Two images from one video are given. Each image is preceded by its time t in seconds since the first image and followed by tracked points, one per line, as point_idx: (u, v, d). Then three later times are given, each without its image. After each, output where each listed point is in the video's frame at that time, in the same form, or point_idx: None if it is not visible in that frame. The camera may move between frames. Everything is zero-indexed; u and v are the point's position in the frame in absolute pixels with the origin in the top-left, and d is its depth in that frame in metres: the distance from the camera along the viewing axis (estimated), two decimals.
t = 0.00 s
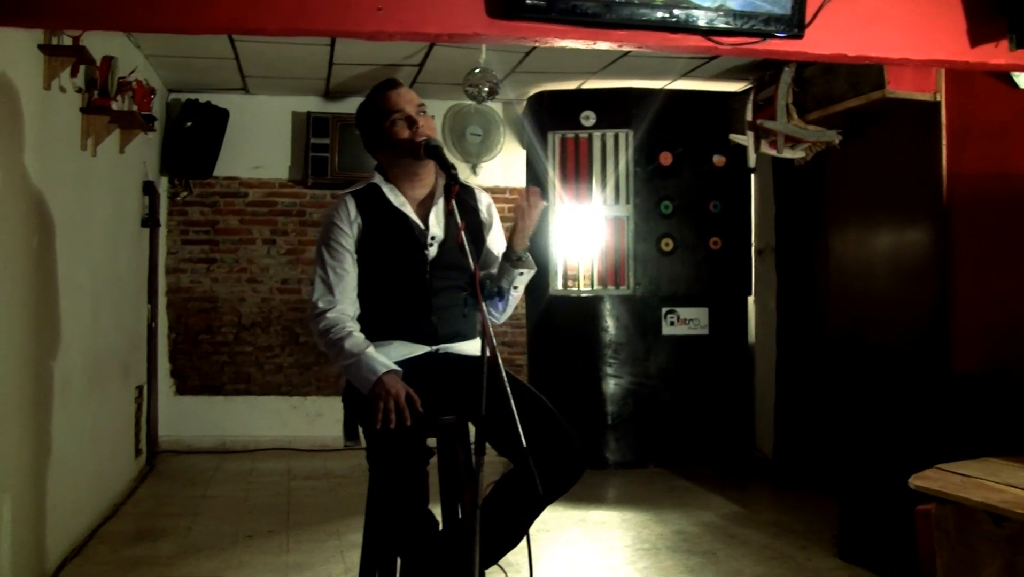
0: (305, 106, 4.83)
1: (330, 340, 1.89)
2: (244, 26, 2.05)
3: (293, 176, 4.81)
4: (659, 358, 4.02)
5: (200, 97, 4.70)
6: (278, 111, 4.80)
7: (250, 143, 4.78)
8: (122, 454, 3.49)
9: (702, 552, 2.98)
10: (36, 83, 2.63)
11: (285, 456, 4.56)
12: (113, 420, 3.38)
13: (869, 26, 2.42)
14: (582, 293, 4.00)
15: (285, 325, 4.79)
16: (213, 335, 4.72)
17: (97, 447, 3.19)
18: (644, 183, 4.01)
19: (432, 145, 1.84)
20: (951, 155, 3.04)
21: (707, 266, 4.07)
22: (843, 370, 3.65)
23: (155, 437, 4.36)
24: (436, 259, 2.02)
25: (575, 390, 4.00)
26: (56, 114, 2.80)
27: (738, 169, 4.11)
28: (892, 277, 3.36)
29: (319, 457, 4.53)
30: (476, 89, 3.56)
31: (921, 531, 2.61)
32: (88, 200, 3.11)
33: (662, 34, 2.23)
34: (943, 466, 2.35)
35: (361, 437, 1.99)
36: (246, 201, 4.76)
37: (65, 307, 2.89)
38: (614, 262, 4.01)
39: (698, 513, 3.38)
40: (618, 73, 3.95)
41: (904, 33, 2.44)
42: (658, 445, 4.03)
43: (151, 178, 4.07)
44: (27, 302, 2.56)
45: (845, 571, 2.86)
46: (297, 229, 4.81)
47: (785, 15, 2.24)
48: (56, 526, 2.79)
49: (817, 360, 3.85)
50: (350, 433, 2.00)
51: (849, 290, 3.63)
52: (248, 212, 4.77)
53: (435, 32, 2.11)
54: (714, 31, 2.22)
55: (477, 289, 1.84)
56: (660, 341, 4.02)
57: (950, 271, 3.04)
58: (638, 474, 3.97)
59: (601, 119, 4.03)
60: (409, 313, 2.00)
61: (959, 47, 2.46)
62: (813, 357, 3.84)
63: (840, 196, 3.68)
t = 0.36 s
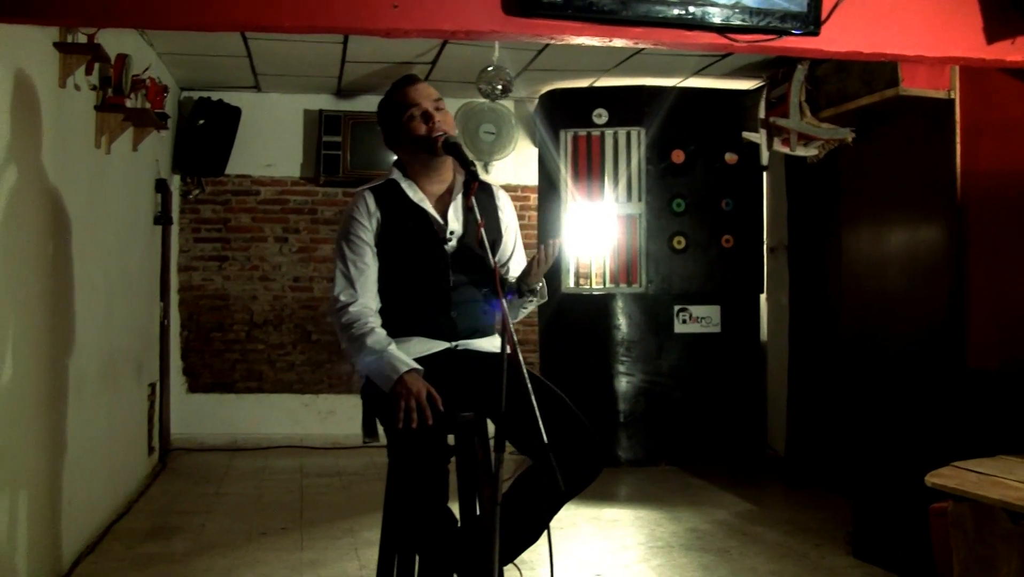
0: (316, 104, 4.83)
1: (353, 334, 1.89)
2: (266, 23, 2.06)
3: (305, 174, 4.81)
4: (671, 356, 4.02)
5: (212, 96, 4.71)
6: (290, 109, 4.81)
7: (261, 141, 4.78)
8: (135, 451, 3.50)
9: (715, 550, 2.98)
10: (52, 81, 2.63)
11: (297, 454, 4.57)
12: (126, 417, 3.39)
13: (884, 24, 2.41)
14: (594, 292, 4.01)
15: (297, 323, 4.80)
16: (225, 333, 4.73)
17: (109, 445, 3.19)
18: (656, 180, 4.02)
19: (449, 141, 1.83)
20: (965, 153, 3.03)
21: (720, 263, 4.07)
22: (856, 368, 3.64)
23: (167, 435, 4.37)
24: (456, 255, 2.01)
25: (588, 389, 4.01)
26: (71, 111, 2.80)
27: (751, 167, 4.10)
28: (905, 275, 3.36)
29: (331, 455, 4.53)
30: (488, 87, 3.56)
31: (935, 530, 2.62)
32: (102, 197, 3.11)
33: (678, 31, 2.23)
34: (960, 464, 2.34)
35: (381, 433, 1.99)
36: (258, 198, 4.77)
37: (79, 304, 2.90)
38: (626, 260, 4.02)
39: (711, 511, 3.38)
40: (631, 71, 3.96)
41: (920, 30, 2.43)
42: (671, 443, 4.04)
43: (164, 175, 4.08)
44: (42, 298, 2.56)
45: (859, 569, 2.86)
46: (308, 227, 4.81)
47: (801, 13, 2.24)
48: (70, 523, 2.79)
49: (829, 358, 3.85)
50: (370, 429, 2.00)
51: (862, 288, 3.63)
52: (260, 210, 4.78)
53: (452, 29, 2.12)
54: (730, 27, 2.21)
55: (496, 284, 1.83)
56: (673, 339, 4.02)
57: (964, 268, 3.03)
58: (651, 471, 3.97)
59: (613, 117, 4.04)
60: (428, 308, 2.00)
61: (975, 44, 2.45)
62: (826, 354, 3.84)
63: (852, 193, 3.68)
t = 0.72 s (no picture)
0: (329, 100, 4.83)
1: (373, 323, 1.89)
2: (283, 18, 2.08)
3: (318, 171, 4.82)
4: (684, 353, 4.02)
5: (227, 91, 4.72)
6: (303, 105, 4.81)
7: (274, 137, 4.78)
8: (149, 447, 3.51)
9: (730, 546, 2.98)
10: (69, 76, 2.64)
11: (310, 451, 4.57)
12: (140, 413, 3.40)
13: (902, 18, 2.40)
14: (607, 288, 4.02)
15: (309, 320, 4.80)
16: (238, 330, 4.74)
17: (124, 441, 3.19)
18: (669, 178, 4.02)
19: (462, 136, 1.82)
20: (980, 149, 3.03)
21: (733, 260, 4.07)
22: (869, 364, 3.64)
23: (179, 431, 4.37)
24: (474, 249, 1.99)
25: (601, 385, 4.02)
26: (87, 107, 2.81)
27: (764, 163, 4.10)
28: (919, 272, 3.35)
29: (343, 452, 4.53)
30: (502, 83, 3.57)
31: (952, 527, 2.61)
32: (116, 193, 3.12)
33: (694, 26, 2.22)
34: (976, 459, 2.34)
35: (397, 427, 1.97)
36: (270, 195, 4.77)
37: (95, 299, 2.90)
38: (639, 256, 4.02)
39: (725, 508, 3.39)
40: (643, 67, 3.97)
41: (937, 25, 2.42)
42: (683, 441, 4.03)
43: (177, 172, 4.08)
44: (59, 293, 2.56)
45: (873, 565, 2.85)
46: (321, 224, 4.82)
47: (818, 8, 2.24)
48: (86, 517, 2.80)
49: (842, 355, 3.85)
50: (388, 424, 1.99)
51: (875, 285, 3.63)
52: (272, 206, 4.78)
53: (470, 25, 2.15)
54: (747, 23, 2.21)
55: (517, 278, 1.81)
56: (686, 336, 4.03)
57: (979, 265, 3.03)
58: (664, 467, 3.97)
59: (626, 114, 4.04)
60: (447, 301, 1.98)
61: (992, 38, 2.45)
62: (839, 351, 3.83)
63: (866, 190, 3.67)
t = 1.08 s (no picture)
0: (343, 95, 4.84)
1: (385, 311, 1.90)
2: (306, 12, 2.08)
3: (332, 166, 4.82)
4: (698, 349, 4.03)
5: (241, 87, 4.73)
6: (316, 101, 4.82)
7: (287, 133, 4.79)
8: (165, 441, 3.52)
9: (747, 541, 2.98)
10: (88, 70, 2.64)
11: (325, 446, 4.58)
12: (156, 407, 3.41)
13: (923, 11, 2.40)
14: (621, 283, 4.03)
15: (323, 315, 4.81)
16: (252, 325, 4.75)
17: (140, 435, 3.19)
18: (684, 174, 4.02)
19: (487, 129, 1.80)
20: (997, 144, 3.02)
21: (748, 255, 4.07)
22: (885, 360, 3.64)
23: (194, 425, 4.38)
24: (500, 244, 1.97)
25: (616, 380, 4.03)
26: (105, 101, 2.81)
27: (778, 159, 4.10)
28: (935, 268, 3.35)
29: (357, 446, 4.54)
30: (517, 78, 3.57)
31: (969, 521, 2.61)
32: (133, 187, 3.12)
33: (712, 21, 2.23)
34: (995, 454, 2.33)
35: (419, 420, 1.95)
36: (284, 190, 4.78)
37: (112, 292, 2.91)
38: (652, 252, 4.03)
39: (740, 503, 3.39)
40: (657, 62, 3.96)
41: (958, 18, 2.41)
42: (698, 435, 4.05)
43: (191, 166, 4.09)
44: (77, 287, 2.57)
45: (890, 560, 2.85)
46: (335, 219, 4.82)
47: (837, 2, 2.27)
48: (104, 511, 2.80)
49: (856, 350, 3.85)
50: (409, 417, 1.97)
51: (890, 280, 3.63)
52: (286, 201, 4.79)
53: (489, 19, 2.15)
54: (768, 16, 2.24)
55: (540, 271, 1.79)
56: (700, 331, 4.04)
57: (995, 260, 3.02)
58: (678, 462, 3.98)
59: (641, 109, 4.04)
60: (471, 293, 1.96)
61: (1012, 32, 2.44)
62: (854, 346, 3.83)
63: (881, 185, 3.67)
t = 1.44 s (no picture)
0: (357, 88, 4.84)
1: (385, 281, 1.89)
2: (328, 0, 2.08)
3: (347, 158, 4.83)
4: (712, 342, 4.05)
5: (255, 79, 4.73)
6: (331, 93, 4.82)
7: (302, 126, 4.79)
8: (180, 432, 3.53)
9: (764, 533, 2.98)
10: (107, 60, 2.64)
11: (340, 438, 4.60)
12: (173, 398, 3.42)
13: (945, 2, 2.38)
14: (637, 276, 4.04)
15: (338, 307, 4.81)
16: (267, 317, 4.76)
17: (157, 426, 3.20)
18: (698, 168, 4.02)
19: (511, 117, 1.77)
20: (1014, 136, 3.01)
21: (764, 248, 4.07)
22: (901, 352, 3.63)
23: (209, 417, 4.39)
24: (523, 232, 1.92)
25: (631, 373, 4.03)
26: (123, 92, 2.81)
27: (794, 152, 4.09)
28: (952, 260, 3.34)
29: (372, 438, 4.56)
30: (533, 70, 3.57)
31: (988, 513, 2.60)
32: (150, 178, 3.12)
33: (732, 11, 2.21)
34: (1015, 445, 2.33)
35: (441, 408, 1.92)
36: (299, 182, 4.78)
37: (131, 281, 2.91)
38: (668, 245, 4.04)
39: (756, 495, 3.39)
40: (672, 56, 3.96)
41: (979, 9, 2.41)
42: (712, 427, 4.07)
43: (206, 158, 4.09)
44: (96, 277, 2.57)
45: (908, 552, 2.85)
46: (350, 211, 4.83)
47: None
48: (122, 501, 2.81)
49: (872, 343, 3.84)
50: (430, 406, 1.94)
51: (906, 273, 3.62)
52: (301, 194, 4.79)
53: (509, 9, 2.14)
54: (788, 6, 2.20)
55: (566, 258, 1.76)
56: (716, 324, 4.04)
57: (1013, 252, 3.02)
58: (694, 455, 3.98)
59: (656, 102, 4.06)
60: (492, 282, 1.90)
61: None
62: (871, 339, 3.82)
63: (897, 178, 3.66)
